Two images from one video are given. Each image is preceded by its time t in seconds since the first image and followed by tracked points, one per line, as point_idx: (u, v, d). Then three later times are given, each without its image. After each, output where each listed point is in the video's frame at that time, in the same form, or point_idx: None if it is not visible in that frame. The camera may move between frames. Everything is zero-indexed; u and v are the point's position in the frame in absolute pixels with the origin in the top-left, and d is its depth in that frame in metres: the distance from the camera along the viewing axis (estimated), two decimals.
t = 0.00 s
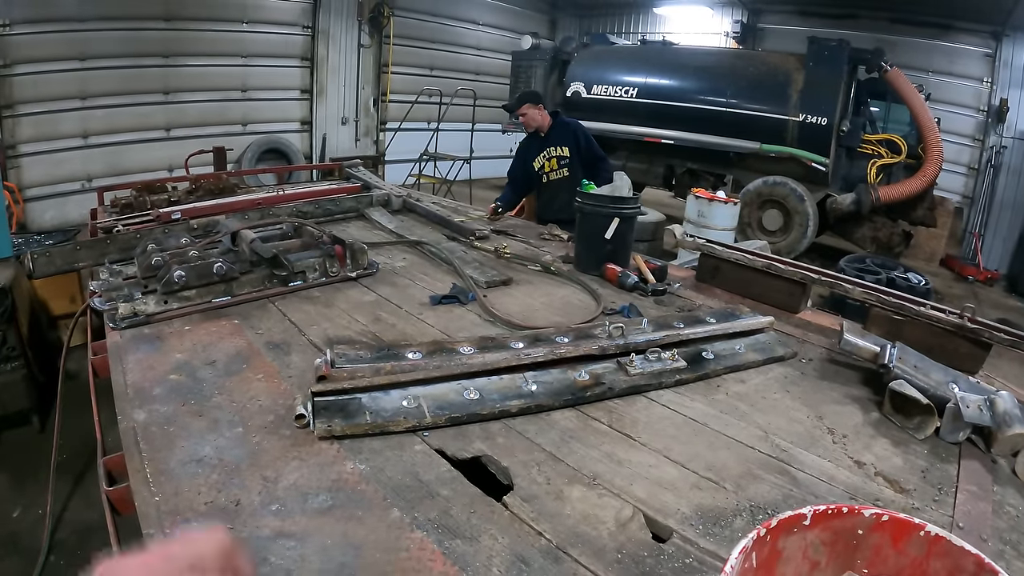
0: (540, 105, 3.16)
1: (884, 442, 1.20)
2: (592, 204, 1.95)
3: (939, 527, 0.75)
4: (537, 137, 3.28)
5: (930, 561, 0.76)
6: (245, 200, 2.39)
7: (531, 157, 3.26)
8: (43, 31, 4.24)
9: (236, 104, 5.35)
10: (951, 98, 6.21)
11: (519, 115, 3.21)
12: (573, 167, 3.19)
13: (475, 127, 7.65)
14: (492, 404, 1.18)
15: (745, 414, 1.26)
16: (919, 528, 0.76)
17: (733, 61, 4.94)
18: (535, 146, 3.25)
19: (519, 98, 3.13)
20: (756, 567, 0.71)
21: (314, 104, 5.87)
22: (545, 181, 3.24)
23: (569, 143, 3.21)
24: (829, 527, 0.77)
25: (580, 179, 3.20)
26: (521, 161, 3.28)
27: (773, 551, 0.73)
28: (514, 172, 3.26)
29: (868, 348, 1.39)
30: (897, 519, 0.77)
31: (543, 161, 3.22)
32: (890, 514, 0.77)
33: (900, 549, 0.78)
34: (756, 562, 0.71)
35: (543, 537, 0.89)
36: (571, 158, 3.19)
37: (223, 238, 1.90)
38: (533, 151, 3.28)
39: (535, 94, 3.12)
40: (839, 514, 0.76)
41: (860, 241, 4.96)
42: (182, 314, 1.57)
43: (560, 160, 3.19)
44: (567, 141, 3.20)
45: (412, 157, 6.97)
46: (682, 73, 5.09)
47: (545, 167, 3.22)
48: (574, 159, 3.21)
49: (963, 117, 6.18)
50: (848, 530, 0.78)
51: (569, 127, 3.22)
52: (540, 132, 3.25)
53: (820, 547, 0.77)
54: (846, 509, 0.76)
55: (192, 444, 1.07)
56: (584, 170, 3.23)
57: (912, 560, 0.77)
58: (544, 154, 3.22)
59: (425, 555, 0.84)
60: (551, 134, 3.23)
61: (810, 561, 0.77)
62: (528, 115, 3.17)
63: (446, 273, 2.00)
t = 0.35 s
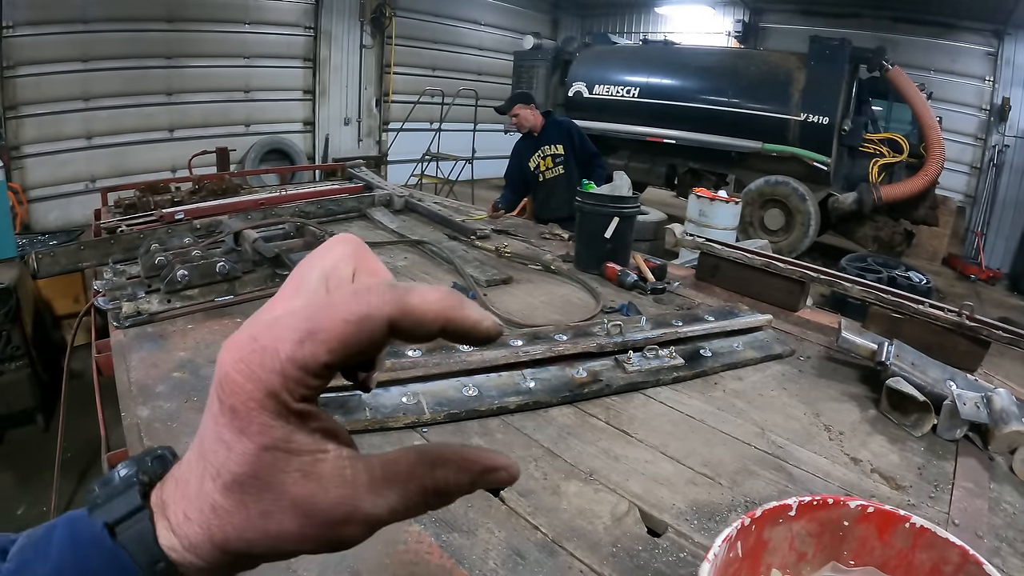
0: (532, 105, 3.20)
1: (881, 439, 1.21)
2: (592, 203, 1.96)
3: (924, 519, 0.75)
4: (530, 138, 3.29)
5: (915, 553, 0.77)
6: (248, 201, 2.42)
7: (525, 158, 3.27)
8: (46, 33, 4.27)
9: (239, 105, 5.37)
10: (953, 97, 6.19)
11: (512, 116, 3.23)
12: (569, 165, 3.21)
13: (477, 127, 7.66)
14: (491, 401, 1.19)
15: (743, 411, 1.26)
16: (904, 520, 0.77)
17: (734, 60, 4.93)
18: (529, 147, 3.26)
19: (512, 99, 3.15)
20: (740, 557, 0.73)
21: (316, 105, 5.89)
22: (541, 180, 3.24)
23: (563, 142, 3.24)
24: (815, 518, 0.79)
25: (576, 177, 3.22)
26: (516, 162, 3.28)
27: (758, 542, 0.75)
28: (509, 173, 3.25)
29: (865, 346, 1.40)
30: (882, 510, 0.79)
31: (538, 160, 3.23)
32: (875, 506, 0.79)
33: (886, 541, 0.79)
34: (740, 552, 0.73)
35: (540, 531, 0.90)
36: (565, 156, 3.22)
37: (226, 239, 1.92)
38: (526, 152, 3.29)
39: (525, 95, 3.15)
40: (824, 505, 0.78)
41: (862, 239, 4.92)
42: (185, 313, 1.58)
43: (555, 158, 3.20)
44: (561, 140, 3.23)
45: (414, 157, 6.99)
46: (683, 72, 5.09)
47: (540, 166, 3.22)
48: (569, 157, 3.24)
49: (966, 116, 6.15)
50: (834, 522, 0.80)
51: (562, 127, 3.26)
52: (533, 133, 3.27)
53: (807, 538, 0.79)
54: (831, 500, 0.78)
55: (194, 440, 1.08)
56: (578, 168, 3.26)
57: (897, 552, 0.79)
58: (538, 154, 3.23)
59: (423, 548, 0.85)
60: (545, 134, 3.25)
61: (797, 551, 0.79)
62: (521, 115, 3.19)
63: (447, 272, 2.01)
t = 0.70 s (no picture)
0: (526, 106, 3.20)
1: (881, 440, 1.21)
2: (592, 203, 1.95)
3: (920, 520, 0.75)
4: (526, 139, 3.30)
5: (912, 554, 0.77)
6: (249, 200, 2.42)
7: (522, 159, 3.28)
8: (48, 33, 4.28)
9: (241, 105, 5.38)
10: (955, 96, 6.18)
11: (506, 118, 3.23)
12: (566, 164, 3.21)
13: (478, 127, 7.66)
14: (489, 400, 1.19)
15: (742, 411, 1.26)
16: (902, 521, 0.77)
17: (735, 59, 4.93)
18: (526, 147, 3.27)
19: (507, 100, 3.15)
20: (735, 557, 0.73)
21: (318, 105, 5.90)
22: (539, 180, 3.24)
23: (559, 141, 3.25)
24: (810, 519, 0.79)
25: (574, 176, 3.22)
26: (513, 163, 3.29)
27: (753, 542, 0.75)
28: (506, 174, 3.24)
29: (865, 346, 1.40)
30: (879, 511, 0.78)
31: (535, 160, 3.23)
32: (872, 506, 0.78)
33: (883, 543, 0.78)
34: (735, 552, 0.73)
35: (537, 531, 0.90)
36: (562, 155, 3.22)
37: (226, 238, 1.92)
38: (522, 153, 3.30)
39: (520, 96, 3.14)
40: (820, 506, 0.78)
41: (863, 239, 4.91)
42: (185, 313, 1.59)
43: (552, 158, 3.20)
44: (557, 140, 3.24)
45: (415, 157, 6.99)
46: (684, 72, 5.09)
47: (538, 166, 3.22)
48: (566, 155, 3.24)
49: (968, 116, 6.14)
50: (830, 523, 0.79)
51: (558, 126, 3.27)
52: (529, 134, 3.28)
53: (803, 538, 0.79)
54: (827, 501, 0.78)
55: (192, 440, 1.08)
56: (576, 167, 3.26)
57: (894, 553, 0.78)
58: (535, 154, 3.24)
59: (420, 547, 0.85)
60: (541, 134, 3.26)
61: (793, 552, 0.79)
62: (517, 116, 3.19)
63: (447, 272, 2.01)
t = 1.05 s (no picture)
0: (528, 107, 3.18)
1: (889, 443, 1.20)
2: (596, 205, 1.94)
3: (938, 528, 0.74)
4: (528, 141, 3.28)
5: (929, 563, 0.76)
6: (251, 201, 2.41)
7: (524, 161, 3.26)
8: (50, 33, 4.27)
9: (243, 106, 5.37)
10: (958, 98, 6.17)
11: (507, 121, 3.21)
12: (568, 165, 3.20)
13: (480, 128, 7.66)
14: (494, 404, 1.18)
15: (748, 415, 1.25)
16: (919, 528, 0.76)
17: (738, 60, 4.92)
18: (527, 150, 3.26)
19: (508, 102, 3.13)
20: (750, 566, 0.71)
21: (320, 106, 5.89)
22: (541, 182, 3.22)
23: (561, 143, 3.23)
24: (826, 527, 0.77)
25: (576, 177, 3.20)
26: (515, 166, 3.27)
27: (769, 551, 0.74)
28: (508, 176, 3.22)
29: (872, 349, 1.39)
30: (896, 519, 0.77)
31: (537, 162, 3.21)
32: (889, 514, 0.77)
33: (899, 550, 0.78)
34: (750, 561, 0.71)
35: (543, 537, 0.89)
36: (564, 156, 3.20)
37: (229, 238, 1.90)
38: (524, 155, 3.29)
39: (520, 98, 3.12)
40: (836, 514, 0.77)
41: (866, 241, 4.91)
42: (186, 314, 1.59)
43: (554, 159, 3.19)
44: (559, 141, 3.22)
45: (417, 158, 6.99)
46: (687, 73, 5.08)
47: (540, 167, 3.20)
48: (568, 157, 3.22)
49: (970, 117, 6.13)
50: (846, 531, 0.78)
51: (559, 127, 3.25)
52: (530, 136, 3.26)
53: (818, 547, 0.78)
54: (843, 509, 0.76)
55: (195, 443, 1.07)
56: (578, 169, 3.24)
57: (911, 561, 0.77)
58: (537, 156, 3.22)
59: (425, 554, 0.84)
60: (542, 136, 3.24)
61: (807, 561, 0.78)
62: (518, 118, 3.17)
63: (451, 274, 2.00)
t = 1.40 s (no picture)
0: (527, 111, 3.17)
1: (890, 449, 1.19)
2: (595, 208, 1.93)
3: (941, 541, 0.74)
4: (527, 144, 3.28)
5: None
6: (249, 203, 2.40)
7: (524, 165, 3.26)
8: (50, 35, 4.28)
9: (243, 108, 5.37)
10: (958, 100, 6.17)
11: (506, 124, 3.21)
12: (567, 168, 3.19)
13: (480, 130, 7.66)
14: (492, 410, 1.17)
15: (748, 420, 1.24)
16: (922, 542, 0.75)
17: (738, 63, 4.91)
18: (527, 153, 3.26)
19: (506, 105, 3.12)
20: None
21: (320, 108, 5.89)
22: (540, 185, 3.22)
23: (560, 145, 3.22)
24: (827, 540, 0.76)
25: (575, 180, 3.19)
26: (514, 169, 3.28)
27: (769, 565, 0.73)
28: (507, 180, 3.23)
29: (873, 353, 1.37)
30: (898, 532, 0.77)
31: (536, 166, 3.21)
32: (890, 527, 0.77)
33: (902, 564, 0.77)
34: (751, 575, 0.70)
35: (541, 545, 0.88)
36: (564, 158, 3.20)
37: (227, 241, 1.89)
38: (524, 158, 3.28)
39: (518, 101, 3.12)
40: (837, 527, 0.76)
41: (867, 243, 4.90)
42: (184, 318, 1.58)
43: (553, 162, 3.18)
44: (558, 143, 3.21)
45: (417, 161, 6.98)
46: (687, 75, 5.08)
47: (539, 171, 3.21)
48: (568, 159, 3.21)
49: (971, 119, 6.12)
50: (847, 544, 0.77)
51: (559, 130, 3.24)
52: (530, 139, 3.26)
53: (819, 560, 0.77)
54: (844, 521, 0.76)
55: (191, 448, 1.07)
56: (578, 171, 3.24)
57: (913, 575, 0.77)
58: (536, 159, 3.22)
59: (420, 562, 0.83)
60: (541, 138, 3.24)
61: (807, 574, 0.77)
62: (516, 121, 3.17)
63: (449, 277, 1.99)
